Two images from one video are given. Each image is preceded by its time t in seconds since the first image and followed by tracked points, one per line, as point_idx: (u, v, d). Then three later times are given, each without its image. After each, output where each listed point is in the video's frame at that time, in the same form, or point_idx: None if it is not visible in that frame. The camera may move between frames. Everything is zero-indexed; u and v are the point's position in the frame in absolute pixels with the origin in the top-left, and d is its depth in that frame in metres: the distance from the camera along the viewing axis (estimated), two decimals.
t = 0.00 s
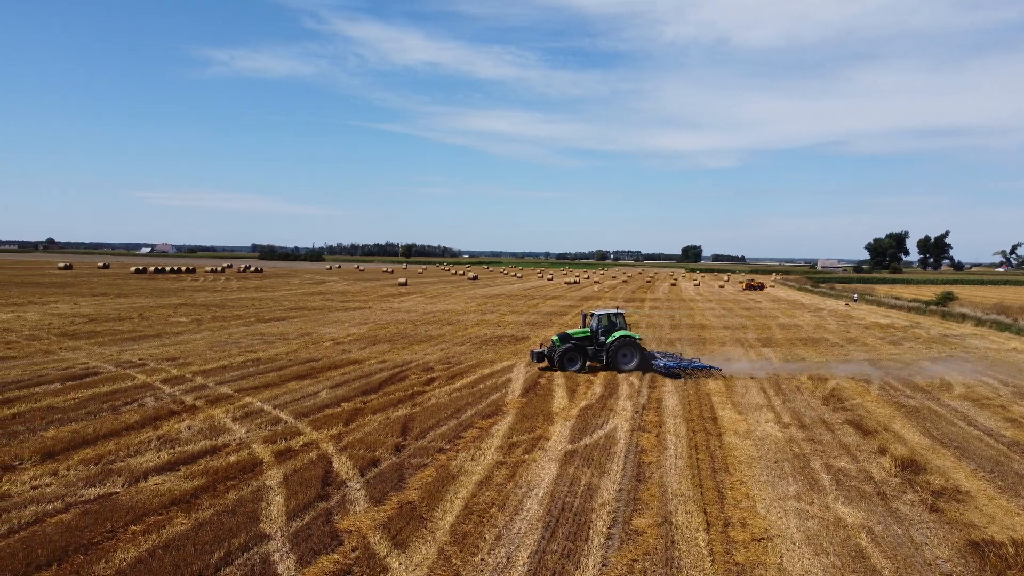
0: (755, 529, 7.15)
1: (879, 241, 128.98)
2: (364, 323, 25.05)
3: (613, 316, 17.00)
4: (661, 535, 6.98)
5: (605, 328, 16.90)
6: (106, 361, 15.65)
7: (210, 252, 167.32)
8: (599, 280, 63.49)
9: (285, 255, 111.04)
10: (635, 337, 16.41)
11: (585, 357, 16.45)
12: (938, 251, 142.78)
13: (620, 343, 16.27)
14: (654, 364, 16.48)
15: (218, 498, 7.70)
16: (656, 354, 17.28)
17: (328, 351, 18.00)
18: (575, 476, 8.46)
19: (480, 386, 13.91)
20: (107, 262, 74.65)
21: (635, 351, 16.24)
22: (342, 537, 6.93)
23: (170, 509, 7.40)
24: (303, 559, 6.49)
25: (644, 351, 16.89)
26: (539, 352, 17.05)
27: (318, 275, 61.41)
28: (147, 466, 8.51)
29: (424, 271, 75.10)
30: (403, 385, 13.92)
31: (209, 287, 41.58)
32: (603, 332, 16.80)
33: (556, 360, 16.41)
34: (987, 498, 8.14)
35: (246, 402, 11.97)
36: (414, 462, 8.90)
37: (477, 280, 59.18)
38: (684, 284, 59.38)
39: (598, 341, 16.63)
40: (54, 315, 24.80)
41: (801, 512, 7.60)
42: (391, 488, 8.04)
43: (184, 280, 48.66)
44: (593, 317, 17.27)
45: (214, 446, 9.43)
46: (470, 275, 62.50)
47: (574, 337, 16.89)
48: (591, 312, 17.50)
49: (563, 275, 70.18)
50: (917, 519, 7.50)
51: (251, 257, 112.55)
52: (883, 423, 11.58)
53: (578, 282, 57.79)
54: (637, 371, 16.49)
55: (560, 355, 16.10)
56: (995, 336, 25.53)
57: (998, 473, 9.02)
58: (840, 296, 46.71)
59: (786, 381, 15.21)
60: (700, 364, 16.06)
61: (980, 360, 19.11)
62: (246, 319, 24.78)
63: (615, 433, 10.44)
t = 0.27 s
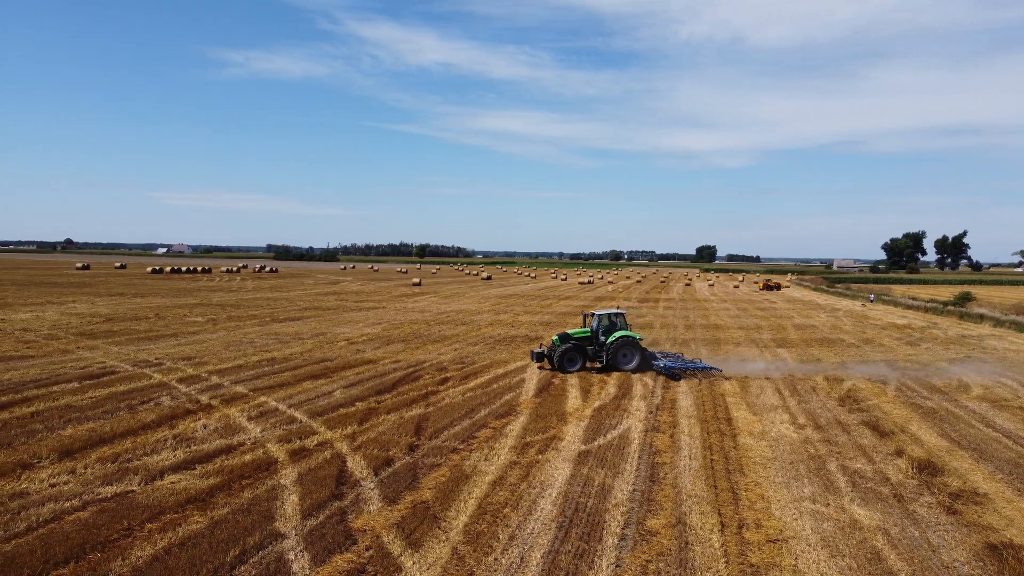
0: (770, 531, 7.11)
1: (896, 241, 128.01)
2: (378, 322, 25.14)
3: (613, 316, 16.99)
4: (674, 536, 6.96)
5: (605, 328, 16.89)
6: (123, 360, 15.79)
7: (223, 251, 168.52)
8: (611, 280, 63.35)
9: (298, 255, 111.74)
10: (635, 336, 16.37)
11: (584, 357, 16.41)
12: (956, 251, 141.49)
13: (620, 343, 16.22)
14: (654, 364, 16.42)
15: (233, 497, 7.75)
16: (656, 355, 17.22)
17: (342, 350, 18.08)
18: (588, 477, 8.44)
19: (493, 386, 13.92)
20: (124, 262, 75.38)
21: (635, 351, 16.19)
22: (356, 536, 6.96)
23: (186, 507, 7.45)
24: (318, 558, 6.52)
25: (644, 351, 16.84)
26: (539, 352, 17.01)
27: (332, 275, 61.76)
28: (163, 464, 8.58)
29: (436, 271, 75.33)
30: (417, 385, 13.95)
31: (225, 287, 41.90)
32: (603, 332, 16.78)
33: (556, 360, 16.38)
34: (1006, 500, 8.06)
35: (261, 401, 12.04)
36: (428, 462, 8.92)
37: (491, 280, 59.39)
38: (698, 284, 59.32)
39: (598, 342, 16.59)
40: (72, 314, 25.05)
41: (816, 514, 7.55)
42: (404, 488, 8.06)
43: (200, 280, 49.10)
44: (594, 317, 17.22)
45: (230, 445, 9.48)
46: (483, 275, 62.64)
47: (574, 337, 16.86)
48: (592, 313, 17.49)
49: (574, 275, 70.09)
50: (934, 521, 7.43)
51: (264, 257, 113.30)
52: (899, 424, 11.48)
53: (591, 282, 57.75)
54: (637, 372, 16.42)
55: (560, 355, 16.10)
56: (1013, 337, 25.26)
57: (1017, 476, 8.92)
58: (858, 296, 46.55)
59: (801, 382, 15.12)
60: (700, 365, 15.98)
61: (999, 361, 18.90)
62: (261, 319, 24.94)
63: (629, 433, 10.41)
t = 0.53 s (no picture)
0: (785, 533, 7.07)
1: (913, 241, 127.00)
2: (393, 322, 25.23)
3: (614, 316, 16.89)
4: (689, 537, 6.93)
5: (605, 329, 16.81)
6: (141, 360, 15.94)
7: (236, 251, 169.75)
8: (624, 280, 63.18)
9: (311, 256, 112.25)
10: (635, 337, 16.37)
11: (584, 357, 16.36)
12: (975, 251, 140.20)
13: (621, 343, 16.22)
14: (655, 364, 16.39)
15: (249, 496, 7.79)
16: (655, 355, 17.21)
17: (357, 350, 18.15)
18: (602, 477, 8.42)
19: (507, 387, 13.93)
20: (140, 262, 76.01)
21: (636, 352, 16.18)
22: (370, 535, 6.98)
23: (203, 506, 7.50)
24: (332, 557, 6.54)
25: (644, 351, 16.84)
26: (539, 352, 16.95)
27: (347, 275, 62.10)
28: (180, 463, 8.64)
29: (448, 271, 75.52)
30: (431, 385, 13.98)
31: (241, 287, 42.19)
32: (603, 332, 16.71)
33: (556, 360, 16.32)
34: None
35: (277, 401, 12.11)
36: (442, 462, 8.94)
37: (505, 280, 59.59)
38: (714, 284, 59.22)
39: (599, 342, 16.57)
40: (90, 314, 25.29)
41: (832, 516, 7.50)
42: (419, 487, 8.08)
43: (216, 280, 49.48)
44: (595, 317, 17.18)
45: (245, 444, 9.54)
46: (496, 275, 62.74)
47: (575, 337, 16.84)
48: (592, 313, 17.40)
49: (586, 276, 69.97)
50: (952, 524, 7.36)
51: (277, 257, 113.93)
52: (917, 426, 11.38)
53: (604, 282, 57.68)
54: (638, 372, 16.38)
55: (560, 355, 16.05)
56: None
57: None
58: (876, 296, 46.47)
59: (817, 383, 15.02)
60: (700, 365, 16.00)
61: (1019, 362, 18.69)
62: (276, 319, 25.09)
63: (643, 434, 10.38)
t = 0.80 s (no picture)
0: (801, 534, 7.02)
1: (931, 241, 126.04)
2: (407, 322, 25.33)
3: (614, 316, 16.88)
4: (704, 538, 6.91)
5: (606, 329, 16.80)
6: (158, 359, 16.08)
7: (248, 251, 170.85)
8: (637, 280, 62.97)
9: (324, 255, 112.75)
10: (635, 337, 16.21)
11: (584, 357, 16.31)
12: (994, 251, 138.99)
13: (621, 344, 16.07)
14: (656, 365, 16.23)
15: (264, 495, 7.83)
16: (657, 355, 17.13)
17: (372, 350, 18.21)
18: (617, 478, 8.41)
19: (522, 387, 13.94)
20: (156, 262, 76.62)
21: (636, 353, 16.02)
22: (385, 534, 7.00)
23: (219, 505, 7.55)
24: (347, 556, 6.57)
25: (646, 352, 16.66)
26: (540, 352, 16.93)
27: (360, 275, 62.39)
28: (197, 462, 8.71)
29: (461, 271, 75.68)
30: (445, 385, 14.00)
31: (256, 287, 42.45)
32: (604, 332, 16.69)
33: (556, 359, 16.30)
34: None
35: (292, 400, 12.17)
36: (456, 462, 8.95)
37: (519, 280, 59.76)
38: (730, 285, 59.08)
39: (599, 342, 16.49)
40: (108, 314, 25.52)
41: (849, 518, 7.44)
42: (433, 487, 8.10)
43: (231, 280, 49.86)
44: (596, 317, 17.17)
45: (261, 443, 9.60)
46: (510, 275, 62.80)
47: (575, 337, 16.83)
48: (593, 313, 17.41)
49: (597, 275, 69.83)
50: (971, 526, 7.29)
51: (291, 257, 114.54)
52: (935, 428, 11.27)
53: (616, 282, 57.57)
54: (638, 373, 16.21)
55: (560, 355, 16.03)
56: None
57: None
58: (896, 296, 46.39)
59: (833, 384, 14.91)
60: (703, 368, 15.75)
61: None
62: (291, 318, 25.22)
63: (658, 434, 10.35)
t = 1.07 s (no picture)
0: (817, 536, 6.98)
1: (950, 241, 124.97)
2: (421, 322, 25.40)
3: (615, 316, 16.85)
4: (719, 539, 6.88)
5: (607, 329, 16.79)
6: (175, 359, 16.20)
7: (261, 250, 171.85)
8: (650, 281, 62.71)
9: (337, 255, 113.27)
10: (636, 338, 16.19)
11: (584, 357, 16.35)
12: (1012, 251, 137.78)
13: (621, 344, 16.09)
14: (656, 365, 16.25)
15: (280, 494, 7.88)
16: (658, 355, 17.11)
17: (387, 350, 18.27)
18: (631, 479, 8.39)
19: (536, 387, 13.94)
20: (171, 262, 77.25)
21: (636, 353, 16.04)
22: (399, 534, 7.02)
23: (235, 503, 7.60)
24: (361, 556, 6.59)
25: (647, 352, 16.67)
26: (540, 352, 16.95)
27: (374, 275, 62.65)
28: (213, 461, 8.77)
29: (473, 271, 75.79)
30: (460, 385, 14.02)
31: (271, 287, 42.70)
32: (604, 332, 16.69)
33: (556, 359, 16.35)
34: None
35: (307, 400, 12.24)
36: (470, 462, 8.96)
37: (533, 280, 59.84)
38: (746, 285, 58.96)
39: (599, 342, 16.52)
40: (125, 313, 25.74)
41: (865, 520, 7.39)
42: (447, 487, 8.11)
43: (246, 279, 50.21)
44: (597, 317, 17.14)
45: (276, 442, 9.66)
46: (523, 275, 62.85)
47: (575, 337, 16.83)
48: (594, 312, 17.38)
49: (609, 275, 69.66)
50: (990, 530, 7.22)
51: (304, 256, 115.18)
52: (953, 429, 11.17)
53: (629, 282, 57.39)
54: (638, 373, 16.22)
55: (560, 355, 16.07)
56: None
57: None
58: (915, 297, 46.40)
59: (849, 385, 14.80)
60: (703, 368, 15.74)
61: None
62: (307, 318, 25.35)
63: (672, 435, 10.32)
